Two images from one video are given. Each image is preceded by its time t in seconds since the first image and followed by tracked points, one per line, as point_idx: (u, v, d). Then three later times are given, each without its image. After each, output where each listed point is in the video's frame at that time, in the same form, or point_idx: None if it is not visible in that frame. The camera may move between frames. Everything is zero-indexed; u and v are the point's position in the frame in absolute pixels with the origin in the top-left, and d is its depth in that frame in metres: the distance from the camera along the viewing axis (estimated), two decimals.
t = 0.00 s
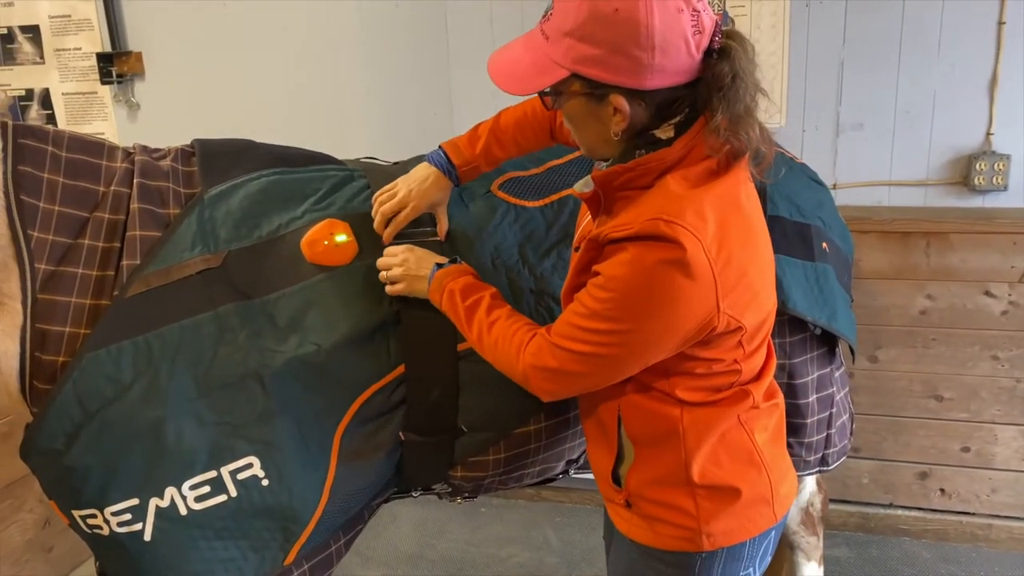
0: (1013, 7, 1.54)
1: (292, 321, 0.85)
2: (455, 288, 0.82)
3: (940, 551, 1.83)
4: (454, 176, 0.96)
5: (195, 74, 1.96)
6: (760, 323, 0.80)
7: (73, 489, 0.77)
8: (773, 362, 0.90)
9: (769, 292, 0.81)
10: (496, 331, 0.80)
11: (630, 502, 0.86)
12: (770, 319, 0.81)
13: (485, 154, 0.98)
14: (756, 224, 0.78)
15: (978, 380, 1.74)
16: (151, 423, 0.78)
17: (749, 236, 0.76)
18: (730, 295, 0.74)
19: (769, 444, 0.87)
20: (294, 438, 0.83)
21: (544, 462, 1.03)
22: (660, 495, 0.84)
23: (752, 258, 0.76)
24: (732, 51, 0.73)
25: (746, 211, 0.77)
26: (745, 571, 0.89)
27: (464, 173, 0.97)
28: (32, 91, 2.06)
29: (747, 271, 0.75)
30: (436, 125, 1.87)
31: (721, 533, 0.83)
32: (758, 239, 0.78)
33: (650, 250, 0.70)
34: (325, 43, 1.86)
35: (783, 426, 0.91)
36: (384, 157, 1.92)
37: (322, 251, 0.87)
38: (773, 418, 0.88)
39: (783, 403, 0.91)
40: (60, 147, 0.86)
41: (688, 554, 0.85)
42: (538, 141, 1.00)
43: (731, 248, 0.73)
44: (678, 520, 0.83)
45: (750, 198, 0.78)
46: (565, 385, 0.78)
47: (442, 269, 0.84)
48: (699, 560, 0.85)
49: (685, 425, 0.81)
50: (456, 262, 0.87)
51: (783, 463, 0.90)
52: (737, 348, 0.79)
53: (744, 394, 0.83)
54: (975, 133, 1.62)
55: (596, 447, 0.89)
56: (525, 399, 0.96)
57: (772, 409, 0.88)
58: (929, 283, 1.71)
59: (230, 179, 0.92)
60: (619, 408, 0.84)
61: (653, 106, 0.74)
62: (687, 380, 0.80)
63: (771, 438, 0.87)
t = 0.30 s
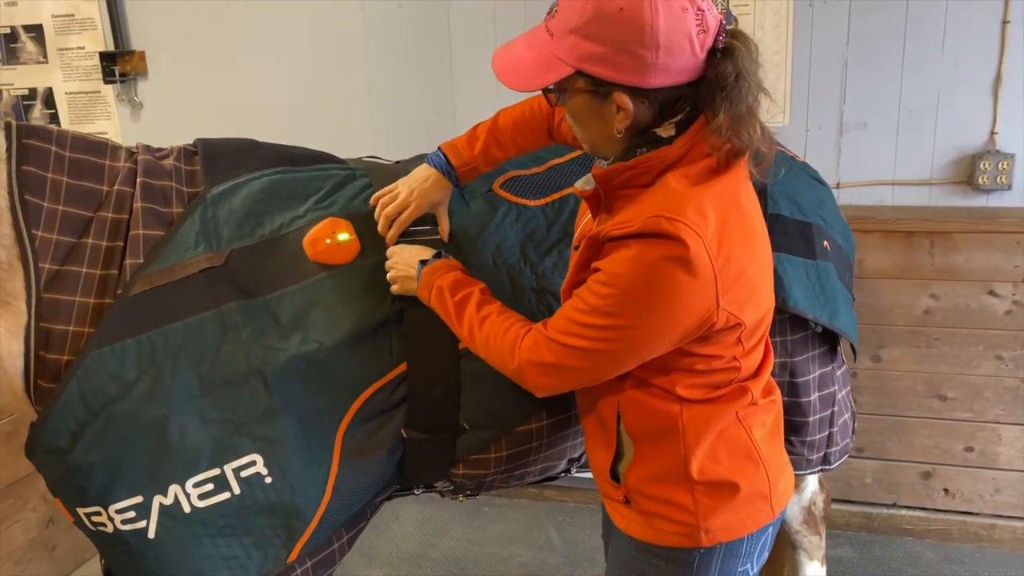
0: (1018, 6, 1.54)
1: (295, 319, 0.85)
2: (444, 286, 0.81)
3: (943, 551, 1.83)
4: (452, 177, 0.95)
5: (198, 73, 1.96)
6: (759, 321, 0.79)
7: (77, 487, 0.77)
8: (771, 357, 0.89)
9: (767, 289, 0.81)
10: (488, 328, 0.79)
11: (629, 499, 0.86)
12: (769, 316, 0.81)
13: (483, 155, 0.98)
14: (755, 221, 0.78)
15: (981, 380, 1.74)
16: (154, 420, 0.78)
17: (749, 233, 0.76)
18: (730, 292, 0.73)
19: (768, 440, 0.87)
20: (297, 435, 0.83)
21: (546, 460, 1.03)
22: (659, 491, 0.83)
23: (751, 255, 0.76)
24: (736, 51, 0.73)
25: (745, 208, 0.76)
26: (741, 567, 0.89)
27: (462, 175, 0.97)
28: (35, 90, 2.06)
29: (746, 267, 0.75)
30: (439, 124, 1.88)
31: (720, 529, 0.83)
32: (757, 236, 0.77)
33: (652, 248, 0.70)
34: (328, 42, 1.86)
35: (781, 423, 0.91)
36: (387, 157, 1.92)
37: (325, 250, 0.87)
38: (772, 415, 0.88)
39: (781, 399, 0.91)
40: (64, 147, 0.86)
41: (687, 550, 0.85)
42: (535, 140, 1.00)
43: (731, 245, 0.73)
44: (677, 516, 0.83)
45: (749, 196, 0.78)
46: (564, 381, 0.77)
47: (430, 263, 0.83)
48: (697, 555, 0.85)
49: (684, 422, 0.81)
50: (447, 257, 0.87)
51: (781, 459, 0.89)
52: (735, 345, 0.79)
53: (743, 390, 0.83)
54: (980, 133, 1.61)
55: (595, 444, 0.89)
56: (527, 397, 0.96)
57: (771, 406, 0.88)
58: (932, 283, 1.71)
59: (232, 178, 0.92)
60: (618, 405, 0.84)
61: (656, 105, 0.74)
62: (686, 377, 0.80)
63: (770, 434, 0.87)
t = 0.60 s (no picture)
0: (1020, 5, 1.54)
1: (296, 317, 0.85)
2: (432, 286, 0.81)
3: (945, 550, 1.83)
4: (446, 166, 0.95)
5: (200, 72, 1.96)
6: (744, 312, 0.79)
7: (80, 484, 0.78)
8: (762, 349, 0.89)
9: (753, 280, 0.80)
10: (472, 328, 0.79)
11: (625, 493, 0.86)
12: (755, 306, 0.81)
13: (481, 144, 0.97)
14: (738, 212, 0.77)
15: (984, 379, 1.74)
16: (157, 417, 0.78)
17: (730, 224, 0.75)
18: (711, 281, 0.73)
19: (760, 432, 0.86)
20: (299, 432, 0.83)
21: (547, 458, 1.03)
22: (651, 485, 0.83)
23: (733, 246, 0.75)
24: (724, 53, 0.73)
25: (727, 199, 0.76)
26: (739, 561, 0.88)
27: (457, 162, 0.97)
28: (37, 89, 2.06)
29: (728, 258, 0.74)
30: (440, 123, 1.88)
31: (714, 521, 0.83)
32: (740, 227, 0.77)
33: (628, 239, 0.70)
34: (330, 40, 1.86)
35: (774, 416, 0.90)
36: (388, 156, 1.92)
37: (325, 247, 0.86)
38: (764, 407, 0.87)
39: (775, 392, 0.90)
40: (65, 146, 0.86)
41: (682, 543, 0.84)
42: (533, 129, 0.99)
43: (710, 235, 0.73)
44: (670, 509, 0.83)
45: (732, 189, 0.77)
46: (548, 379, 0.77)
47: (421, 266, 0.83)
48: (694, 548, 0.84)
49: (673, 415, 0.80)
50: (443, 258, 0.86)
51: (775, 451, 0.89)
52: (720, 337, 0.79)
53: (733, 380, 0.82)
54: (982, 132, 1.61)
55: (592, 439, 0.89)
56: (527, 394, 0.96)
57: (762, 398, 0.87)
58: (935, 282, 1.70)
59: (233, 176, 0.92)
60: (610, 398, 0.84)
61: (644, 105, 0.74)
62: (672, 369, 0.80)
63: (762, 426, 0.87)
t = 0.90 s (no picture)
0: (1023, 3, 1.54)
1: (297, 316, 0.85)
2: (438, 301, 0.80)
3: (947, 549, 1.83)
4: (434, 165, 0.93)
5: (201, 70, 1.96)
6: (727, 299, 0.79)
7: (81, 483, 0.78)
8: (747, 334, 0.89)
9: (737, 266, 0.80)
10: (477, 349, 0.77)
11: (620, 481, 0.86)
12: (740, 293, 0.80)
13: (468, 135, 0.95)
14: (720, 201, 0.77)
15: (985, 377, 1.73)
16: (157, 416, 0.78)
17: (712, 212, 0.75)
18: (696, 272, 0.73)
19: (751, 419, 0.86)
20: (300, 431, 0.83)
21: (548, 457, 1.03)
22: (645, 479, 0.83)
23: (716, 234, 0.75)
24: (703, 46, 0.73)
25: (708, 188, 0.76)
26: (737, 549, 0.88)
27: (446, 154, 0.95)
28: (39, 87, 2.06)
29: (711, 247, 0.74)
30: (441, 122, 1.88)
31: (709, 508, 0.83)
32: (721, 215, 0.77)
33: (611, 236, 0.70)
34: (331, 38, 1.86)
35: (764, 401, 0.90)
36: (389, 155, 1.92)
37: (326, 246, 0.86)
38: (753, 393, 0.87)
39: (762, 377, 0.90)
40: (66, 144, 0.87)
41: (679, 530, 0.84)
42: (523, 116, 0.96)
43: (693, 225, 0.73)
44: (665, 497, 0.83)
45: (713, 179, 0.77)
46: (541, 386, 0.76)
47: (428, 280, 0.82)
48: (692, 535, 0.85)
49: (661, 404, 0.80)
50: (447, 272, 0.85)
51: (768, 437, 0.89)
52: (705, 326, 0.78)
53: (719, 366, 0.82)
54: (984, 130, 1.61)
55: (585, 425, 0.89)
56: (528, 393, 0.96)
57: (749, 384, 0.87)
58: (937, 280, 1.70)
59: (234, 175, 0.92)
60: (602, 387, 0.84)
61: (626, 98, 0.74)
62: (659, 358, 0.80)
63: (752, 413, 0.86)
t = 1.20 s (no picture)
0: None
1: (296, 316, 0.85)
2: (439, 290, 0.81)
3: (947, 547, 1.83)
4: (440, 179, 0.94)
5: (202, 69, 1.96)
6: (722, 297, 0.79)
7: (80, 483, 0.78)
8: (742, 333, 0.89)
9: (731, 264, 0.80)
10: (475, 336, 0.78)
11: (613, 477, 0.86)
12: (734, 291, 0.80)
13: (479, 145, 0.96)
14: (714, 199, 0.77)
15: (986, 376, 1.73)
16: (157, 416, 0.78)
17: (706, 209, 0.75)
18: (691, 269, 0.73)
19: (743, 417, 0.86)
20: (300, 432, 0.83)
21: (548, 457, 1.03)
22: (637, 476, 0.83)
23: (710, 232, 0.75)
24: (695, 35, 0.73)
25: (702, 184, 0.76)
26: (729, 547, 0.88)
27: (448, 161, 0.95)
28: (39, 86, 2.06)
29: (706, 244, 0.74)
30: (442, 120, 1.88)
31: (700, 506, 0.82)
32: (715, 212, 0.77)
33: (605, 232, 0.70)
34: (331, 37, 1.86)
35: (756, 400, 0.90)
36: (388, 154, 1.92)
37: (326, 245, 0.86)
38: (747, 392, 0.87)
39: (756, 376, 0.90)
40: (65, 144, 0.87)
41: (672, 528, 0.84)
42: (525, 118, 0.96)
43: (688, 221, 0.72)
44: (656, 493, 0.83)
45: (706, 176, 0.77)
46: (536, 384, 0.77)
47: (429, 270, 0.83)
48: (683, 534, 0.84)
49: (655, 400, 0.80)
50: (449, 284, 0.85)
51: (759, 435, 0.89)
52: (699, 324, 0.79)
53: (713, 364, 0.82)
54: (985, 129, 1.61)
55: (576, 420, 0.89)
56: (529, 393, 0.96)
57: (743, 381, 0.87)
58: (938, 279, 1.70)
59: (234, 174, 0.92)
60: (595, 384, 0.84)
61: (622, 89, 0.73)
62: (653, 355, 0.80)
63: (745, 411, 0.86)
